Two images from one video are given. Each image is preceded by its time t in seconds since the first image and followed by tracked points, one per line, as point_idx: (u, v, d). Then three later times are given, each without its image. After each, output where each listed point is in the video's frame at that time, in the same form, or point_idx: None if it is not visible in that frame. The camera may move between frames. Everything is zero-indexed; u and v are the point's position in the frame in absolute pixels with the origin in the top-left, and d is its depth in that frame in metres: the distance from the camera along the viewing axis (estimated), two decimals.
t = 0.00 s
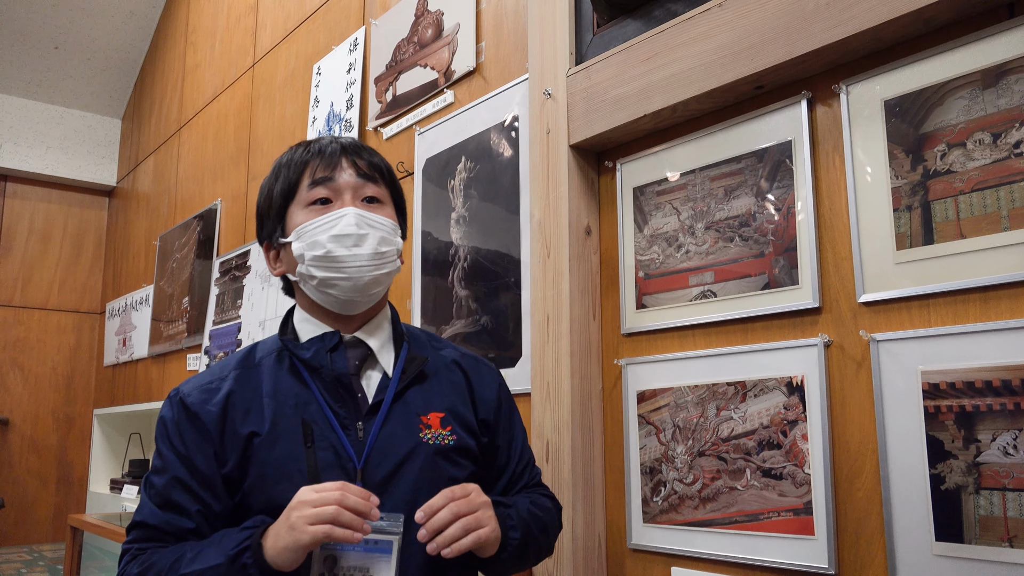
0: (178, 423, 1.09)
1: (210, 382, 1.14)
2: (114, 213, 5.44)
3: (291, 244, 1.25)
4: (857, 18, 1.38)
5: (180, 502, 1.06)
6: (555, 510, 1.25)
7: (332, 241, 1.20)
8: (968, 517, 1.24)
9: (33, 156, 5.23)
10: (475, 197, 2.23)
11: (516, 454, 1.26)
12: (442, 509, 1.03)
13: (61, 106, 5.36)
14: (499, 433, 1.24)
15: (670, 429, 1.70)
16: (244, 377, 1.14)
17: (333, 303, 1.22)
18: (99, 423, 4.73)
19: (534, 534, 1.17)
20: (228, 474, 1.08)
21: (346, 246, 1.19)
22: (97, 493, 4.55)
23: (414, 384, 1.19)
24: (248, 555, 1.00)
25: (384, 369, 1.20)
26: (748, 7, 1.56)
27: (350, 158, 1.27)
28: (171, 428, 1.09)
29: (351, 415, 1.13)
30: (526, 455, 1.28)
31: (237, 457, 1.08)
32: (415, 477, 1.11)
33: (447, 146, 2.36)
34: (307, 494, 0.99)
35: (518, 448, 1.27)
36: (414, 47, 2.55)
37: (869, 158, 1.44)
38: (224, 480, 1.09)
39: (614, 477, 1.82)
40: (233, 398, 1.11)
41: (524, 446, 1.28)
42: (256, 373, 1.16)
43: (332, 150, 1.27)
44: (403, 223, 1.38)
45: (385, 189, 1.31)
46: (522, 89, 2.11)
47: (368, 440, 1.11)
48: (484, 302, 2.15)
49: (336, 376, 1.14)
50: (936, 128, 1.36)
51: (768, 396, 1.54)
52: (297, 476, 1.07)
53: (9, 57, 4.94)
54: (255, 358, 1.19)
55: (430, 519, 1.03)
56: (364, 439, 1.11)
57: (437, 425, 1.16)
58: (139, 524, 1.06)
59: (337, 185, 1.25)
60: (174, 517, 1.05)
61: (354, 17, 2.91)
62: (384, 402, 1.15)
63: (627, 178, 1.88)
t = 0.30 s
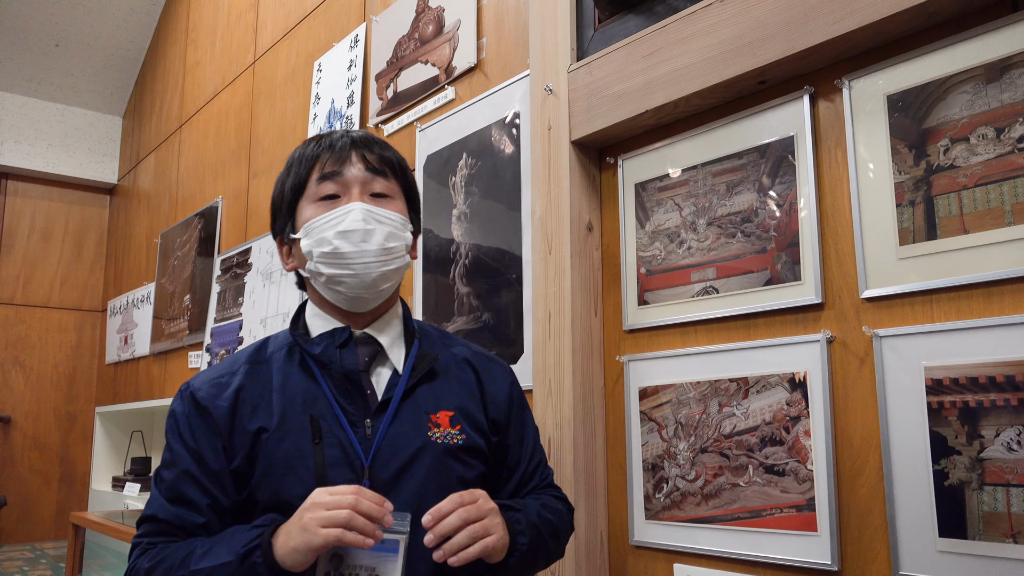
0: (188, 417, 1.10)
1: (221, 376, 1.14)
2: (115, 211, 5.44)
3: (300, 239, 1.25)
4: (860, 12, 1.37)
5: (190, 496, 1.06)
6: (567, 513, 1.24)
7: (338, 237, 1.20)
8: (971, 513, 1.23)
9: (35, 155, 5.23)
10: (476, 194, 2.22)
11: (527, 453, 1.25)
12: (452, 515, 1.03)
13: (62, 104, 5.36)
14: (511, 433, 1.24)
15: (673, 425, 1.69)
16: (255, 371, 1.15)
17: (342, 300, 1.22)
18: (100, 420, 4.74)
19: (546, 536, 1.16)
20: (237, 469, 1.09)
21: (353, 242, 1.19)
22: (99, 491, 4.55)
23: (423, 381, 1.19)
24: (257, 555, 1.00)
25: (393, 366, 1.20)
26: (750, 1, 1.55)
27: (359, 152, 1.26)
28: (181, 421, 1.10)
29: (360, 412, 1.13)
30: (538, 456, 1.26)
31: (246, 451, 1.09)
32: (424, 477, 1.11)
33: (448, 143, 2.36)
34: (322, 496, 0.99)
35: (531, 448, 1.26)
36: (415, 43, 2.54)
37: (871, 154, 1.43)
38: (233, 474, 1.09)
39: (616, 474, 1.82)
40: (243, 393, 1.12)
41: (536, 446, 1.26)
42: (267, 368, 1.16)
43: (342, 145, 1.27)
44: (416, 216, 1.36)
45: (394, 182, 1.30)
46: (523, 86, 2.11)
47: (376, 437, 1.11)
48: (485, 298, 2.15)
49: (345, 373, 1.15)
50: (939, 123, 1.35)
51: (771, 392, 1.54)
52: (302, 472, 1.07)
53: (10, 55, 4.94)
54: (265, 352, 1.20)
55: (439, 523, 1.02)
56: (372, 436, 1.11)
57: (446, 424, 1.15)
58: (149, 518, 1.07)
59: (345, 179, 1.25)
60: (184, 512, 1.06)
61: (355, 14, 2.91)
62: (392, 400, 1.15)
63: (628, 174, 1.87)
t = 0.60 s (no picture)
0: (204, 404, 1.14)
1: (238, 365, 1.19)
2: (118, 210, 5.44)
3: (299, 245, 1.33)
4: (865, 7, 1.37)
5: (204, 481, 1.10)
6: (581, 524, 1.23)
7: (307, 248, 1.25)
8: (978, 509, 1.23)
9: (38, 154, 5.23)
10: (479, 191, 2.22)
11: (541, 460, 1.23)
12: (441, 519, 1.02)
13: (65, 103, 5.36)
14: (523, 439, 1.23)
15: (677, 422, 1.69)
16: (270, 363, 1.19)
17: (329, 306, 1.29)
18: (104, 419, 4.74)
19: (549, 544, 1.16)
20: (246, 457, 1.13)
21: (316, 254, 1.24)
22: (104, 489, 4.55)
23: (432, 379, 1.19)
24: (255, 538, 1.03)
25: (400, 364, 1.21)
26: None
27: (333, 157, 1.27)
28: (199, 408, 1.15)
29: (362, 408, 1.15)
30: (555, 463, 1.25)
31: (255, 439, 1.12)
32: (424, 475, 1.11)
33: (451, 141, 2.35)
34: (321, 487, 1.00)
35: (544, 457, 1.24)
36: (417, 41, 2.54)
37: (875, 150, 1.43)
38: (242, 462, 1.13)
39: (621, 471, 1.81)
40: (255, 382, 1.16)
41: (552, 455, 1.25)
42: (281, 359, 1.20)
43: (324, 150, 1.30)
44: (417, 212, 1.33)
45: (376, 182, 1.28)
46: (525, 83, 2.10)
47: (376, 434, 1.12)
48: (488, 296, 2.14)
49: (348, 368, 1.17)
50: (944, 119, 1.35)
51: (776, 388, 1.53)
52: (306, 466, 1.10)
53: (13, 54, 4.95)
54: (282, 344, 1.24)
55: (427, 526, 1.01)
56: (373, 433, 1.13)
57: (450, 424, 1.15)
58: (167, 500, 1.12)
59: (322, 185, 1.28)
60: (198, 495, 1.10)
61: (357, 11, 2.91)
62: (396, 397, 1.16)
63: (632, 170, 1.87)
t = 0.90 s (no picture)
0: (219, 394, 1.18)
1: (254, 357, 1.22)
2: (125, 207, 5.45)
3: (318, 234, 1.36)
4: None
5: (215, 470, 1.14)
6: (593, 529, 1.20)
7: (325, 235, 1.28)
8: (988, 504, 1.22)
9: (44, 150, 5.24)
10: (486, 186, 2.22)
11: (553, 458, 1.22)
12: (428, 531, 1.01)
13: (71, 100, 5.37)
14: (535, 438, 1.22)
15: (685, 417, 1.68)
16: (283, 356, 1.21)
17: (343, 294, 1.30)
18: (112, 414, 4.76)
19: (558, 542, 1.15)
20: (256, 448, 1.15)
21: (333, 240, 1.26)
22: (112, 485, 4.57)
23: (441, 375, 1.20)
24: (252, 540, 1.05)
25: (411, 360, 1.23)
26: None
27: (358, 146, 1.32)
28: (215, 398, 1.19)
29: (369, 404, 1.16)
30: (568, 464, 1.23)
31: (264, 431, 1.15)
32: (427, 475, 1.11)
33: (457, 136, 2.35)
34: (314, 496, 1.01)
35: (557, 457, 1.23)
36: (423, 35, 2.53)
37: (884, 143, 1.42)
38: (253, 453, 1.16)
39: (628, 466, 1.81)
40: (267, 374, 1.19)
41: (567, 453, 1.24)
42: (294, 352, 1.23)
43: (350, 140, 1.34)
44: (436, 207, 1.36)
45: (399, 173, 1.32)
46: (531, 77, 2.10)
47: (380, 430, 1.13)
48: (495, 291, 2.14)
49: (356, 363, 1.18)
50: (953, 111, 1.34)
51: (784, 383, 1.53)
52: (311, 459, 1.12)
53: (19, 51, 4.96)
54: (299, 338, 1.27)
55: (414, 537, 1.01)
56: (378, 429, 1.13)
57: (456, 423, 1.15)
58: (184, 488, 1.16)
59: (345, 173, 1.32)
60: (209, 486, 1.14)
61: (362, 6, 2.90)
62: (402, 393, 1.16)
63: (639, 165, 1.86)
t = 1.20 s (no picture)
0: (228, 392, 1.18)
1: (262, 354, 1.22)
2: (128, 204, 5.46)
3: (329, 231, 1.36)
4: None
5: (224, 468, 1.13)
6: (603, 532, 1.20)
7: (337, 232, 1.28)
8: (992, 502, 1.22)
9: (49, 148, 5.25)
10: (489, 183, 2.21)
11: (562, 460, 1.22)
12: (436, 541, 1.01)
13: (75, 98, 5.38)
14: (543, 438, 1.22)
15: (688, 415, 1.68)
16: (292, 353, 1.22)
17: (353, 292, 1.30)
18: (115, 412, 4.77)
19: (564, 542, 1.14)
20: (264, 445, 1.15)
21: (345, 238, 1.26)
22: (115, 482, 4.58)
23: (449, 376, 1.19)
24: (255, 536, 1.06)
25: (419, 359, 1.23)
26: None
27: (371, 144, 1.32)
28: (223, 396, 1.18)
29: (377, 403, 1.16)
30: (576, 465, 1.23)
31: (272, 428, 1.15)
32: (431, 473, 1.11)
33: (460, 133, 2.35)
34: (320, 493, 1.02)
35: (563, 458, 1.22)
36: (427, 33, 2.53)
37: (888, 140, 1.41)
38: (261, 451, 1.16)
39: (631, 464, 1.81)
40: (276, 372, 1.19)
41: (574, 453, 1.23)
42: (302, 350, 1.23)
43: (363, 137, 1.34)
44: (448, 205, 1.36)
45: (411, 171, 1.32)
46: (535, 74, 2.09)
47: (389, 430, 1.13)
48: (498, 289, 2.14)
49: (365, 363, 1.19)
50: (959, 107, 1.34)
51: (788, 380, 1.53)
52: (319, 456, 1.12)
53: (23, 48, 4.97)
54: (307, 335, 1.27)
55: (422, 546, 1.01)
56: (386, 428, 1.14)
57: (464, 423, 1.15)
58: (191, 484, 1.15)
59: (357, 171, 1.32)
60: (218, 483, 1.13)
61: (366, 4, 2.90)
62: (410, 393, 1.16)
63: (643, 162, 1.85)
